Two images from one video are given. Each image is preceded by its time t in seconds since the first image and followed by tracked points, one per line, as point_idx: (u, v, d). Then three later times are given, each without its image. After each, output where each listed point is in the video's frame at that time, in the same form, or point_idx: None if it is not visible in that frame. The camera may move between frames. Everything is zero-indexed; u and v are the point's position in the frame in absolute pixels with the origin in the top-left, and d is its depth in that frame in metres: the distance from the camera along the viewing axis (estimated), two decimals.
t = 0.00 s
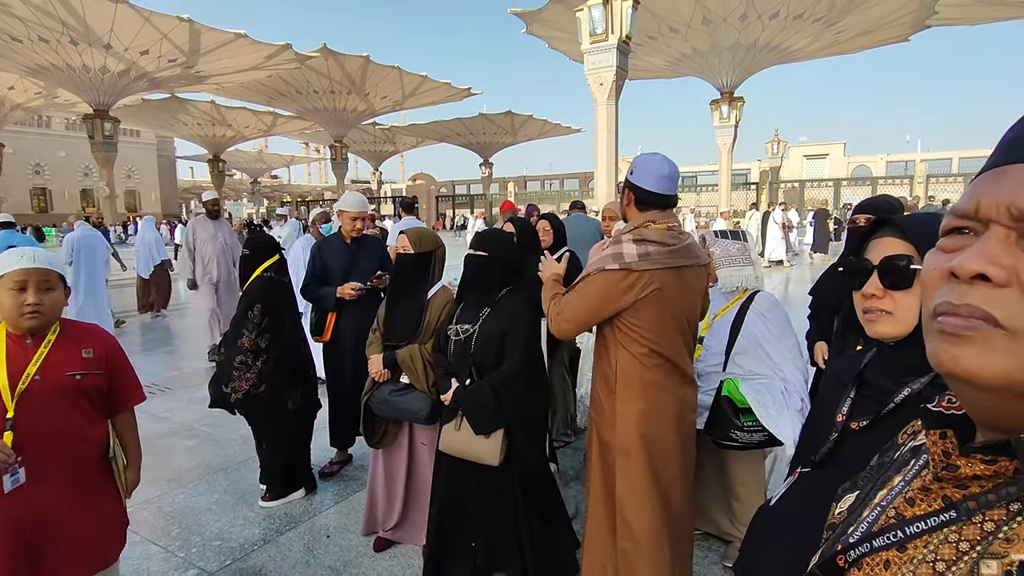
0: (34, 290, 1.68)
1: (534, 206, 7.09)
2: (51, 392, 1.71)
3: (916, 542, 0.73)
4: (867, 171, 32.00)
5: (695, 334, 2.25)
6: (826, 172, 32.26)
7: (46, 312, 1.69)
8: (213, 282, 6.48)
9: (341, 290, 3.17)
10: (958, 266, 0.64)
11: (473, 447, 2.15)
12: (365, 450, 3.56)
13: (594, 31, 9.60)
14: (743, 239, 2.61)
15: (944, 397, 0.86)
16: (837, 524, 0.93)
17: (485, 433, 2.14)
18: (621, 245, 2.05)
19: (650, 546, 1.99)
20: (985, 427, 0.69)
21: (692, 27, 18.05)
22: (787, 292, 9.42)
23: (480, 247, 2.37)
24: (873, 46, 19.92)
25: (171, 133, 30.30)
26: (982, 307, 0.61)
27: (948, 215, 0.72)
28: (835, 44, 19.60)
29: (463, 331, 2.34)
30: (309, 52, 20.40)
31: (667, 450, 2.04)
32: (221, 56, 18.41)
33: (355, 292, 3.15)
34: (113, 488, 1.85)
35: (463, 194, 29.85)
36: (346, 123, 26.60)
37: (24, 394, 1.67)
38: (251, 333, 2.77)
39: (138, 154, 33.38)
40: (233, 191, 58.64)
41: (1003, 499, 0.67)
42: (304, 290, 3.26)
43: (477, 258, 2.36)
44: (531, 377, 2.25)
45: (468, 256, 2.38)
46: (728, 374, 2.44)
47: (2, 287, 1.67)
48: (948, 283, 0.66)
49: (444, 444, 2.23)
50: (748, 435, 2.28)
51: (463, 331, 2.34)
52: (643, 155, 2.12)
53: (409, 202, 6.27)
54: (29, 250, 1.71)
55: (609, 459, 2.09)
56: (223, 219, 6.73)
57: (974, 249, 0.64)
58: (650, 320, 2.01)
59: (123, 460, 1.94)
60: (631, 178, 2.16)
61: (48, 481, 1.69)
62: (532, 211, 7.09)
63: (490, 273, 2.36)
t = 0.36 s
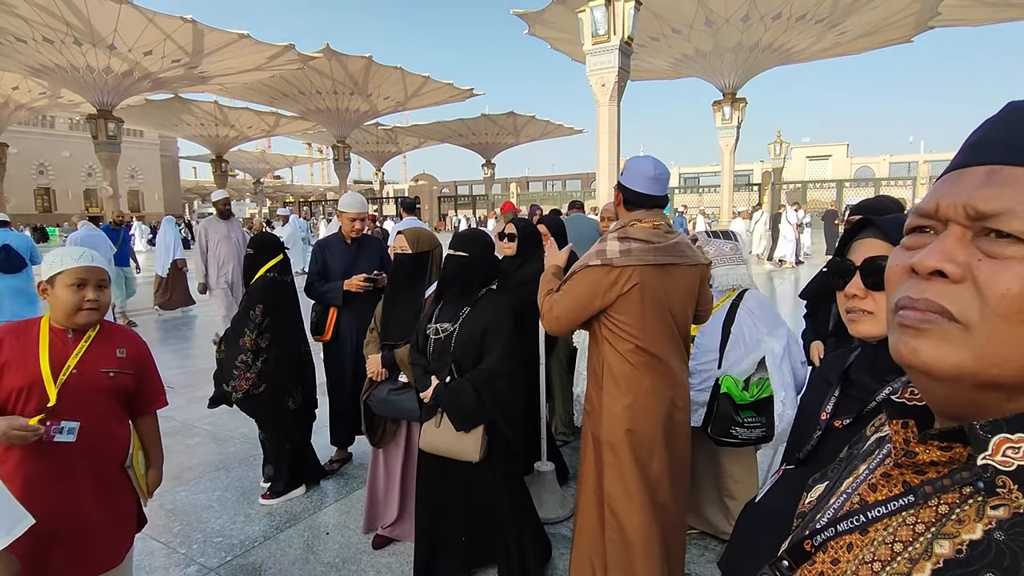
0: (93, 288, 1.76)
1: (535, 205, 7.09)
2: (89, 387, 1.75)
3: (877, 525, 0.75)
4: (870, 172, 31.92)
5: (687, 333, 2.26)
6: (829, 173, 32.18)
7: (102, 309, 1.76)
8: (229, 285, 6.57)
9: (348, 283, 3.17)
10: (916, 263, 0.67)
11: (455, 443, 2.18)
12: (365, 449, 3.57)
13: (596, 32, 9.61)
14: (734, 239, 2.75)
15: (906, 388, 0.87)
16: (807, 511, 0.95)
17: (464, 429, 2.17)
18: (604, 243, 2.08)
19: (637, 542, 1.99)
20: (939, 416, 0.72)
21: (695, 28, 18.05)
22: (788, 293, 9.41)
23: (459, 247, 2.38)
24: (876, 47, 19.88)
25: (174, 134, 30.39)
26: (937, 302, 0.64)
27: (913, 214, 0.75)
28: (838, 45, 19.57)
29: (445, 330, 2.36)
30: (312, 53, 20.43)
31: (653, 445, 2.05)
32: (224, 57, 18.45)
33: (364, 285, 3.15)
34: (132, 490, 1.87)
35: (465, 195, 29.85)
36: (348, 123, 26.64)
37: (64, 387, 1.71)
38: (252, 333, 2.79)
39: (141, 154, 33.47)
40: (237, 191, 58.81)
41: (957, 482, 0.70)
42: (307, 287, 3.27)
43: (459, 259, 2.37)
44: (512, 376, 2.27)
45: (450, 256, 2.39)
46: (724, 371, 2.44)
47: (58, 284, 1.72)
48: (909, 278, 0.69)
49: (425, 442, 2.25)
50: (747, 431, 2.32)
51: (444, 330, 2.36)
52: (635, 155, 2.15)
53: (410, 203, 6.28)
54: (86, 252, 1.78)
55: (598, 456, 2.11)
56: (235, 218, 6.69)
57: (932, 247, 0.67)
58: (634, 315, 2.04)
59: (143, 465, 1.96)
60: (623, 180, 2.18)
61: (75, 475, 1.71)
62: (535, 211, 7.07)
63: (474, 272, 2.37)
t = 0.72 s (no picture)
0: (108, 289, 1.77)
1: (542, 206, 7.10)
2: (117, 391, 1.78)
3: (860, 515, 0.76)
4: (881, 173, 31.66)
5: (690, 333, 2.24)
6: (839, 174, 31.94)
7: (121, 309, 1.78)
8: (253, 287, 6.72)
9: (357, 282, 3.20)
10: (895, 259, 0.70)
11: (440, 441, 2.16)
12: (371, 448, 3.60)
13: (605, 33, 9.59)
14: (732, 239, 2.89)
15: (889, 383, 0.88)
16: (792, 506, 0.95)
17: (449, 426, 2.16)
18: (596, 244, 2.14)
19: (630, 541, 1.99)
20: (920, 406, 0.74)
21: (704, 28, 17.98)
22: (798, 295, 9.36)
23: (454, 249, 2.39)
24: (887, 48, 19.72)
25: (185, 134, 30.62)
26: (914, 295, 0.67)
27: (895, 215, 0.79)
28: (849, 45, 19.42)
29: (438, 330, 2.37)
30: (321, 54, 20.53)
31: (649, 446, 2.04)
32: (235, 57, 18.55)
33: (372, 283, 3.18)
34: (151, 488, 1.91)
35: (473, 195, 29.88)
36: (357, 124, 26.74)
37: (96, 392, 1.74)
38: (266, 333, 2.81)
39: (153, 154, 33.81)
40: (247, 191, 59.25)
41: (935, 471, 0.72)
42: (317, 286, 3.29)
43: (450, 259, 2.38)
44: (502, 374, 2.27)
45: (444, 257, 2.41)
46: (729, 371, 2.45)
47: (75, 287, 1.73)
48: (890, 274, 0.71)
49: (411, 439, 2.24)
50: (754, 429, 2.29)
51: (437, 330, 2.38)
52: (634, 160, 2.24)
53: (418, 203, 6.29)
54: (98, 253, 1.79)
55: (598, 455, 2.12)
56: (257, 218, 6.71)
57: (910, 244, 0.70)
58: (627, 314, 2.06)
59: (158, 468, 1.98)
60: (625, 185, 2.25)
61: (98, 479, 1.74)
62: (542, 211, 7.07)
63: (467, 273, 2.39)
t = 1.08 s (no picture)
0: (115, 289, 1.69)
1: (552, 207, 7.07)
2: (139, 397, 1.72)
3: (860, 523, 0.75)
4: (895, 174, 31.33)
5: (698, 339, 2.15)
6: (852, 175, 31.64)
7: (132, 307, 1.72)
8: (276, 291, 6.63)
9: (367, 280, 3.22)
10: (891, 263, 0.69)
11: (437, 443, 2.15)
12: (380, 446, 3.61)
13: (615, 32, 9.55)
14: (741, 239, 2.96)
15: (889, 387, 0.88)
16: (796, 513, 0.93)
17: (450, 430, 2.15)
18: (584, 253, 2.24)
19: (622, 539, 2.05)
20: (919, 412, 0.74)
21: (715, 27, 17.87)
22: (810, 296, 9.28)
23: (457, 249, 2.39)
24: (902, 46, 19.49)
25: (198, 133, 30.91)
26: (910, 299, 0.66)
27: (894, 216, 0.77)
28: (862, 44, 19.23)
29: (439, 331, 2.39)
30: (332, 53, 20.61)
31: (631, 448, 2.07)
32: (247, 57, 18.69)
33: (382, 282, 3.19)
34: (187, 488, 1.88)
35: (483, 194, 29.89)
36: (367, 123, 26.85)
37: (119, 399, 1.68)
38: (276, 333, 2.83)
39: (166, 153, 34.14)
40: (259, 190, 59.69)
41: (937, 477, 0.71)
42: (326, 284, 3.31)
43: (455, 259, 2.39)
44: (499, 378, 2.25)
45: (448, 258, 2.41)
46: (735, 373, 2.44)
47: (80, 292, 1.65)
48: (886, 278, 0.70)
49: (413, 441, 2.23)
50: (761, 431, 2.27)
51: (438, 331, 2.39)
52: (638, 163, 2.23)
53: (427, 203, 6.27)
54: (97, 254, 1.71)
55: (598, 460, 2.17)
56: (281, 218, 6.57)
57: (906, 248, 0.68)
58: (609, 317, 2.13)
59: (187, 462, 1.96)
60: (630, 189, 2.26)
61: (141, 483, 1.70)
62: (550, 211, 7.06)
63: (471, 274, 2.40)
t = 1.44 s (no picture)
0: (162, 291, 1.69)
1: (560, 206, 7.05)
2: (176, 400, 1.71)
3: (881, 528, 0.74)
4: (905, 173, 31.03)
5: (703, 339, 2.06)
6: (861, 174, 31.38)
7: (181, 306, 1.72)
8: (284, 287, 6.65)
9: (374, 277, 3.21)
10: (910, 262, 0.67)
11: (446, 447, 2.15)
12: (386, 443, 3.62)
13: (623, 30, 9.50)
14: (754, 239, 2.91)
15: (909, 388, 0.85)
16: (813, 515, 0.92)
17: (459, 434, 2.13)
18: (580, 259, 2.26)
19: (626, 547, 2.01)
20: (942, 415, 0.71)
21: (724, 25, 17.75)
22: (819, 296, 9.21)
23: (464, 248, 2.39)
24: (914, 44, 19.28)
25: (207, 131, 31.06)
26: (930, 299, 0.64)
27: (912, 213, 0.76)
28: (872, 42, 19.06)
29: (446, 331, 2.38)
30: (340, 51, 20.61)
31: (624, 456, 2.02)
32: (255, 55, 18.75)
33: (389, 279, 3.19)
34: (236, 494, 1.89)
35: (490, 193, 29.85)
36: (374, 121, 26.88)
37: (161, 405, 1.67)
38: (284, 331, 2.83)
39: (174, 151, 34.35)
40: (267, 188, 59.93)
41: (960, 483, 0.69)
42: (334, 282, 3.32)
43: (463, 258, 2.38)
44: (505, 380, 2.23)
45: (456, 256, 2.41)
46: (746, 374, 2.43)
47: (127, 292, 1.64)
48: (903, 277, 0.69)
49: (422, 442, 2.24)
50: (775, 433, 2.26)
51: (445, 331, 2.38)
52: (627, 161, 2.21)
53: (434, 201, 6.28)
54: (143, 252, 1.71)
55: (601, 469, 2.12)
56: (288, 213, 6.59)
57: (925, 246, 0.67)
58: (600, 321, 2.13)
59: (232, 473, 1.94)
60: (620, 188, 2.25)
61: (180, 491, 1.70)
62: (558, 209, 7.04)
63: (477, 274, 2.39)
